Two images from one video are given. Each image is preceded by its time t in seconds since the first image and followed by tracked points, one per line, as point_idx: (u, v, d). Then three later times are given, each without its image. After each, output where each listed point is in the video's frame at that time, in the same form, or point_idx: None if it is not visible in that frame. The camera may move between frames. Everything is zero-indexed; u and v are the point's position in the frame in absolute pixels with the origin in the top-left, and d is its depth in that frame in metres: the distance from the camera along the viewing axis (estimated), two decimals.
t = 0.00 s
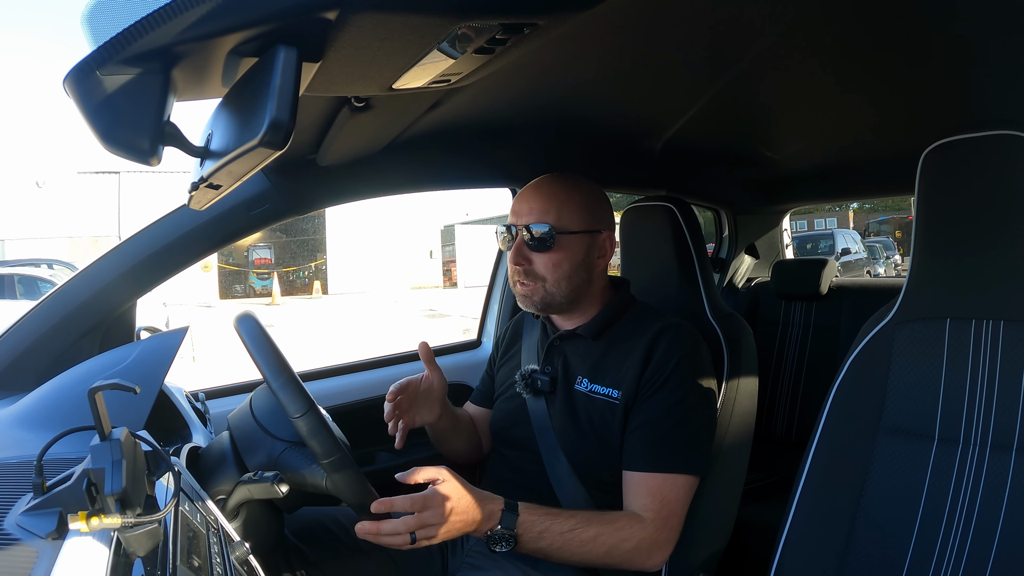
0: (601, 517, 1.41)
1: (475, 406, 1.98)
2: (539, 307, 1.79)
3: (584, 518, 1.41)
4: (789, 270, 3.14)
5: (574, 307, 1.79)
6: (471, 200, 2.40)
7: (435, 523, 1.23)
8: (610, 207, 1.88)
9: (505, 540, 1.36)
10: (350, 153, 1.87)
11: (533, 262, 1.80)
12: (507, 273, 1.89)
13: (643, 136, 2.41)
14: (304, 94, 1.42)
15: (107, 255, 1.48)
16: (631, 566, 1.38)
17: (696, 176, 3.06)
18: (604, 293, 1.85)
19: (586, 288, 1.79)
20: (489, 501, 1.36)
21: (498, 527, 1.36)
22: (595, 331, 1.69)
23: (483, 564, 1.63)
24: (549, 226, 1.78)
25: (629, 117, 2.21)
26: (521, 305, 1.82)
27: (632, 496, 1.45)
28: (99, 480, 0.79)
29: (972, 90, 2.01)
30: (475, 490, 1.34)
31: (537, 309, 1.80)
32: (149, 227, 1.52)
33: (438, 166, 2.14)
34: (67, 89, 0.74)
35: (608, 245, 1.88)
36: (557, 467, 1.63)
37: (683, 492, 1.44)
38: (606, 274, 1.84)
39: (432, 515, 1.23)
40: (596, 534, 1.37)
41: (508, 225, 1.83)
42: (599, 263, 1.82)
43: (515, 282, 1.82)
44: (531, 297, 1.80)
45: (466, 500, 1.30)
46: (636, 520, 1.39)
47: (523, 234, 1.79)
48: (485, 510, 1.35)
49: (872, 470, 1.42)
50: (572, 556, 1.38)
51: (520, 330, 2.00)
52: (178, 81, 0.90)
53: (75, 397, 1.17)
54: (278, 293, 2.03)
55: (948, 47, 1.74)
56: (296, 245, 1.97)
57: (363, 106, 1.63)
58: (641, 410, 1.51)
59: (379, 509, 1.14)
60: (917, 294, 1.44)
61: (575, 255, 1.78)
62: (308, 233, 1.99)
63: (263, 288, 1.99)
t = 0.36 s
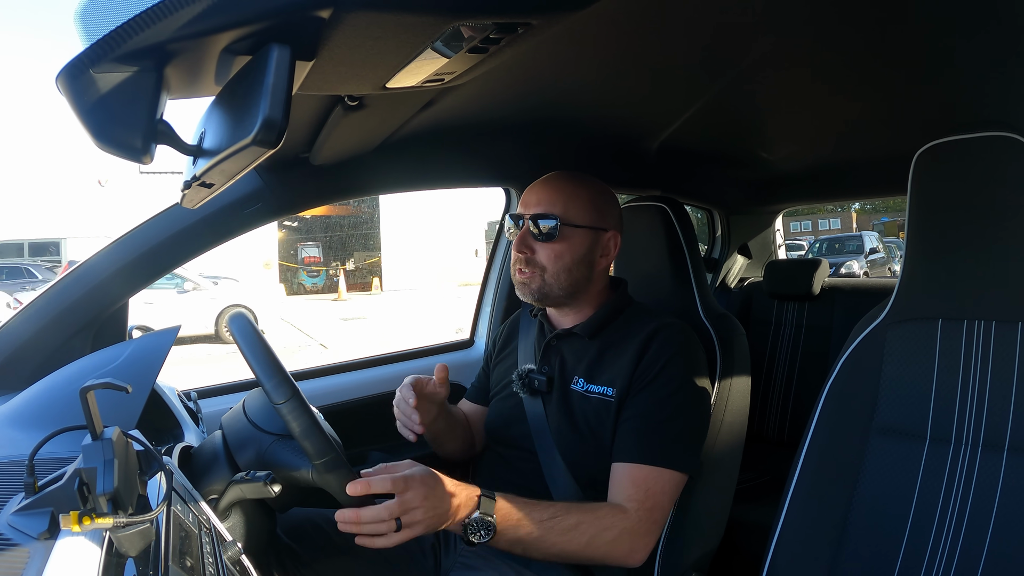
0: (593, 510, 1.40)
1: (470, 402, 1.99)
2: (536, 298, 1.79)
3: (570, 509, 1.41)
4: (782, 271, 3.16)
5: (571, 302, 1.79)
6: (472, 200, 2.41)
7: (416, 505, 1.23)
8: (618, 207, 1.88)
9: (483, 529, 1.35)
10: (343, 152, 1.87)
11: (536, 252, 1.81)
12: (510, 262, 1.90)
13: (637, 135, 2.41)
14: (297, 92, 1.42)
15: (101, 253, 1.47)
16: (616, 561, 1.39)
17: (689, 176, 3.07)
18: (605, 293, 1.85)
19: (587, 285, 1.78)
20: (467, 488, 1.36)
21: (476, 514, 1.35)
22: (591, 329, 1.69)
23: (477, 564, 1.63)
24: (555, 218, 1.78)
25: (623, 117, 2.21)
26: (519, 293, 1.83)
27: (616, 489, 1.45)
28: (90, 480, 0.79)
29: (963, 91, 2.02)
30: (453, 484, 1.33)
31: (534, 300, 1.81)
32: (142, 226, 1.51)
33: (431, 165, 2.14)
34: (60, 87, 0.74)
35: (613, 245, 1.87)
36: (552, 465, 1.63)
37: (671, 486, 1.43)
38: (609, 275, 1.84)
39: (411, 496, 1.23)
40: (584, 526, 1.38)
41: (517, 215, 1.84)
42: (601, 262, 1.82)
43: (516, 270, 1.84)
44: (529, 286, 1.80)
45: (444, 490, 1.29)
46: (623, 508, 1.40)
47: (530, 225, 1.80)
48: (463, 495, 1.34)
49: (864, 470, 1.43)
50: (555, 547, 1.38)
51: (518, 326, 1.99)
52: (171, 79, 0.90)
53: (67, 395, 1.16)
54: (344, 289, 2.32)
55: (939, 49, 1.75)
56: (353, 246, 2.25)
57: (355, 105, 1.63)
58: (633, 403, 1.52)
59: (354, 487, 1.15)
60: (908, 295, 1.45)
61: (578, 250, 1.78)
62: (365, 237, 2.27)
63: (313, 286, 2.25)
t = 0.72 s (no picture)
0: (572, 485, 1.42)
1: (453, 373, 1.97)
2: (536, 290, 1.80)
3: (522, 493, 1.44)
4: (777, 269, 3.17)
5: (570, 298, 1.80)
6: (467, 196, 2.41)
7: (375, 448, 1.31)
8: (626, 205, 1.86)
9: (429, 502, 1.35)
10: (338, 150, 1.86)
11: (539, 244, 1.82)
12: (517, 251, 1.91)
13: (633, 133, 2.42)
14: (292, 89, 1.42)
15: (96, 249, 1.46)
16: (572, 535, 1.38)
17: (685, 174, 3.07)
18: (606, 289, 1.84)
19: (589, 281, 1.78)
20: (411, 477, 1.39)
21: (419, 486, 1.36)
22: (590, 321, 1.70)
23: (472, 561, 1.64)
24: (561, 213, 1.78)
25: (619, 114, 2.21)
26: (522, 285, 1.84)
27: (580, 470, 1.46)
28: (85, 477, 0.79)
29: (958, 91, 2.03)
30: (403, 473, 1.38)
31: (534, 292, 1.82)
32: (137, 222, 1.50)
33: (427, 163, 2.14)
34: (56, 85, 0.73)
35: (619, 245, 1.84)
36: (550, 463, 1.62)
37: (634, 463, 1.45)
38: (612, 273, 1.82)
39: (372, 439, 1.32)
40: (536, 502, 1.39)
41: (526, 205, 1.84)
42: (606, 261, 1.80)
43: (520, 261, 1.85)
44: (531, 278, 1.82)
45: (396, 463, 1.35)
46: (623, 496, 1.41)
47: (536, 218, 1.80)
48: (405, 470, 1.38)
49: (859, 468, 1.43)
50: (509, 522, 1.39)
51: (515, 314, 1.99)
52: (166, 75, 0.89)
53: (62, 392, 1.16)
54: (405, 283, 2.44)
55: (934, 48, 1.76)
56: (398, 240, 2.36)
57: (351, 102, 1.63)
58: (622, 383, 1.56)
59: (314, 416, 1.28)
60: (903, 293, 1.46)
61: (581, 246, 1.77)
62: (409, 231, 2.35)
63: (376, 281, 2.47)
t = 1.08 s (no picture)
0: (609, 492, 1.41)
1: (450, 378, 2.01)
2: (538, 293, 1.80)
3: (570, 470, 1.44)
4: (774, 267, 3.17)
5: (572, 299, 1.79)
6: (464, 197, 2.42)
7: (458, 403, 1.33)
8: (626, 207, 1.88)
9: (512, 467, 1.39)
10: (334, 151, 1.86)
11: (542, 245, 1.82)
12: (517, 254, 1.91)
13: (629, 132, 2.41)
14: (288, 91, 1.41)
15: (93, 253, 1.46)
16: (616, 548, 1.40)
17: (680, 173, 3.08)
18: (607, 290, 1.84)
19: (590, 283, 1.78)
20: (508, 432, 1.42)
21: (508, 453, 1.39)
22: (588, 324, 1.69)
23: (471, 561, 1.64)
24: (564, 214, 1.78)
25: (615, 113, 2.21)
26: (523, 287, 1.84)
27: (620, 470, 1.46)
28: (84, 481, 0.78)
29: (953, 87, 2.04)
30: (502, 423, 1.41)
31: (536, 295, 1.82)
32: (134, 225, 1.50)
33: (423, 163, 2.14)
34: (51, 86, 0.74)
35: (619, 246, 1.86)
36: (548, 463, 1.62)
37: (675, 483, 1.44)
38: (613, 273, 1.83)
39: (462, 393, 1.33)
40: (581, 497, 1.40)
41: (528, 207, 1.84)
42: (607, 261, 1.81)
43: (521, 262, 1.85)
44: (533, 280, 1.81)
45: (488, 417, 1.37)
46: (630, 495, 1.40)
47: (539, 219, 1.80)
48: (503, 434, 1.40)
49: (857, 465, 1.44)
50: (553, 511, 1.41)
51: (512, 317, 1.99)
52: (161, 77, 0.89)
53: (59, 396, 1.16)
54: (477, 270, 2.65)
55: (929, 45, 1.76)
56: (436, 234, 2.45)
57: (347, 103, 1.62)
58: (632, 398, 1.52)
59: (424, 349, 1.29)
60: (900, 291, 1.46)
61: (584, 247, 1.78)
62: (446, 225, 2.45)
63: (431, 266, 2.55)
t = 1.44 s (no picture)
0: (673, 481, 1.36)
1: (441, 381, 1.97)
2: (560, 298, 1.76)
3: (645, 471, 1.35)
4: (771, 269, 3.18)
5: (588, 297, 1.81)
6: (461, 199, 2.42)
7: (518, 411, 1.25)
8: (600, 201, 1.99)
9: (597, 481, 1.30)
10: (332, 152, 1.86)
11: (552, 252, 1.77)
12: (513, 274, 1.81)
13: (627, 133, 2.42)
14: (286, 93, 1.41)
15: (88, 256, 1.45)
16: (688, 538, 1.38)
17: (678, 175, 3.09)
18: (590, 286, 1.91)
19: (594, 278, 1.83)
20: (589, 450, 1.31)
21: (593, 466, 1.29)
22: (585, 322, 1.70)
23: (469, 563, 1.63)
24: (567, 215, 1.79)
25: (613, 115, 2.21)
26: (538, 298, 1.77)
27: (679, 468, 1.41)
28: (81, 483, 0.79)
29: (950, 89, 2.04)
30: (582, 431, 1.32)
31: (554, 304, 1.77)
32: (131, 227, 1.50)
33: (421, 164, 2.14)
34: (48, 89, 0.74)
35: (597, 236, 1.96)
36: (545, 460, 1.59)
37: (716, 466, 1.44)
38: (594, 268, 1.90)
39: (522, 399, 1.26)
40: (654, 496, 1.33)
41: (523, 219, 1.78)
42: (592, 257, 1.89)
43: (532, 275, 1.76)
44: (553, 288, 1.75)
45: (560, 423, 1.28)
46: (699, 484, 1.38)
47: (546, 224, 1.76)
48: (585, 445, 1.30)
49: (854, 465, 1.44)
50: (638, 515, 1.34)
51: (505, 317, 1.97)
52: (158, 79, 0.89)
53: (56, 399, 1.15)
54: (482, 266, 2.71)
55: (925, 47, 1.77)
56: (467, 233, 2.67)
57: (345, 105, 1.62)
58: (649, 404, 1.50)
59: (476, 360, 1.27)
60: (896, 292, 1.47)
61: (585, 244, 1.82)
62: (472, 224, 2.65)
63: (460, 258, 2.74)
